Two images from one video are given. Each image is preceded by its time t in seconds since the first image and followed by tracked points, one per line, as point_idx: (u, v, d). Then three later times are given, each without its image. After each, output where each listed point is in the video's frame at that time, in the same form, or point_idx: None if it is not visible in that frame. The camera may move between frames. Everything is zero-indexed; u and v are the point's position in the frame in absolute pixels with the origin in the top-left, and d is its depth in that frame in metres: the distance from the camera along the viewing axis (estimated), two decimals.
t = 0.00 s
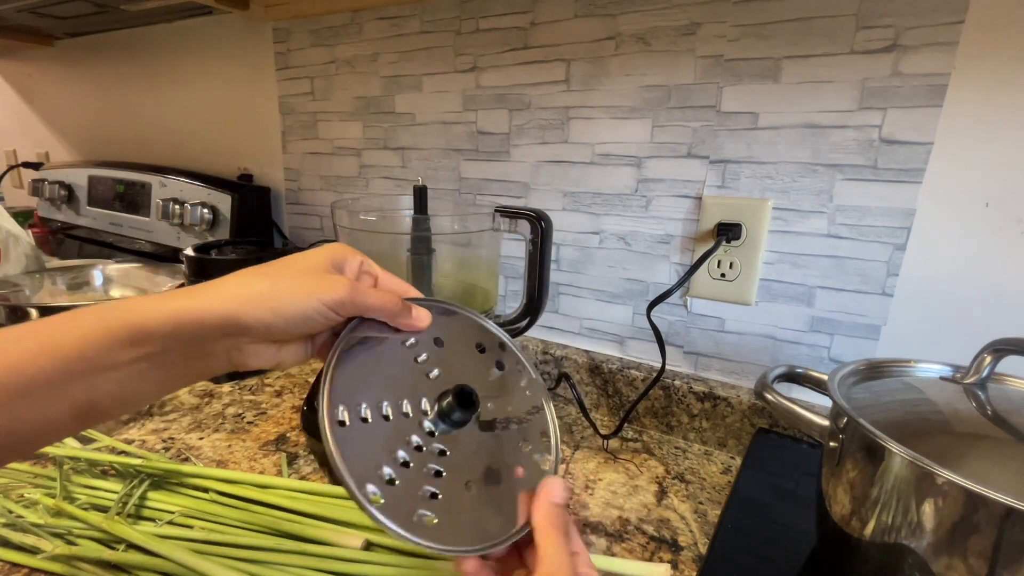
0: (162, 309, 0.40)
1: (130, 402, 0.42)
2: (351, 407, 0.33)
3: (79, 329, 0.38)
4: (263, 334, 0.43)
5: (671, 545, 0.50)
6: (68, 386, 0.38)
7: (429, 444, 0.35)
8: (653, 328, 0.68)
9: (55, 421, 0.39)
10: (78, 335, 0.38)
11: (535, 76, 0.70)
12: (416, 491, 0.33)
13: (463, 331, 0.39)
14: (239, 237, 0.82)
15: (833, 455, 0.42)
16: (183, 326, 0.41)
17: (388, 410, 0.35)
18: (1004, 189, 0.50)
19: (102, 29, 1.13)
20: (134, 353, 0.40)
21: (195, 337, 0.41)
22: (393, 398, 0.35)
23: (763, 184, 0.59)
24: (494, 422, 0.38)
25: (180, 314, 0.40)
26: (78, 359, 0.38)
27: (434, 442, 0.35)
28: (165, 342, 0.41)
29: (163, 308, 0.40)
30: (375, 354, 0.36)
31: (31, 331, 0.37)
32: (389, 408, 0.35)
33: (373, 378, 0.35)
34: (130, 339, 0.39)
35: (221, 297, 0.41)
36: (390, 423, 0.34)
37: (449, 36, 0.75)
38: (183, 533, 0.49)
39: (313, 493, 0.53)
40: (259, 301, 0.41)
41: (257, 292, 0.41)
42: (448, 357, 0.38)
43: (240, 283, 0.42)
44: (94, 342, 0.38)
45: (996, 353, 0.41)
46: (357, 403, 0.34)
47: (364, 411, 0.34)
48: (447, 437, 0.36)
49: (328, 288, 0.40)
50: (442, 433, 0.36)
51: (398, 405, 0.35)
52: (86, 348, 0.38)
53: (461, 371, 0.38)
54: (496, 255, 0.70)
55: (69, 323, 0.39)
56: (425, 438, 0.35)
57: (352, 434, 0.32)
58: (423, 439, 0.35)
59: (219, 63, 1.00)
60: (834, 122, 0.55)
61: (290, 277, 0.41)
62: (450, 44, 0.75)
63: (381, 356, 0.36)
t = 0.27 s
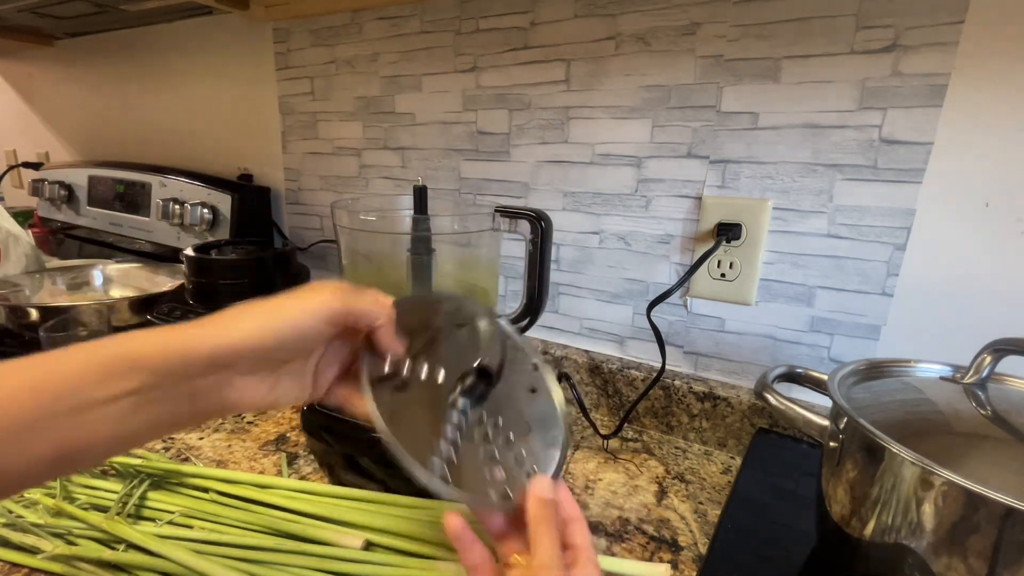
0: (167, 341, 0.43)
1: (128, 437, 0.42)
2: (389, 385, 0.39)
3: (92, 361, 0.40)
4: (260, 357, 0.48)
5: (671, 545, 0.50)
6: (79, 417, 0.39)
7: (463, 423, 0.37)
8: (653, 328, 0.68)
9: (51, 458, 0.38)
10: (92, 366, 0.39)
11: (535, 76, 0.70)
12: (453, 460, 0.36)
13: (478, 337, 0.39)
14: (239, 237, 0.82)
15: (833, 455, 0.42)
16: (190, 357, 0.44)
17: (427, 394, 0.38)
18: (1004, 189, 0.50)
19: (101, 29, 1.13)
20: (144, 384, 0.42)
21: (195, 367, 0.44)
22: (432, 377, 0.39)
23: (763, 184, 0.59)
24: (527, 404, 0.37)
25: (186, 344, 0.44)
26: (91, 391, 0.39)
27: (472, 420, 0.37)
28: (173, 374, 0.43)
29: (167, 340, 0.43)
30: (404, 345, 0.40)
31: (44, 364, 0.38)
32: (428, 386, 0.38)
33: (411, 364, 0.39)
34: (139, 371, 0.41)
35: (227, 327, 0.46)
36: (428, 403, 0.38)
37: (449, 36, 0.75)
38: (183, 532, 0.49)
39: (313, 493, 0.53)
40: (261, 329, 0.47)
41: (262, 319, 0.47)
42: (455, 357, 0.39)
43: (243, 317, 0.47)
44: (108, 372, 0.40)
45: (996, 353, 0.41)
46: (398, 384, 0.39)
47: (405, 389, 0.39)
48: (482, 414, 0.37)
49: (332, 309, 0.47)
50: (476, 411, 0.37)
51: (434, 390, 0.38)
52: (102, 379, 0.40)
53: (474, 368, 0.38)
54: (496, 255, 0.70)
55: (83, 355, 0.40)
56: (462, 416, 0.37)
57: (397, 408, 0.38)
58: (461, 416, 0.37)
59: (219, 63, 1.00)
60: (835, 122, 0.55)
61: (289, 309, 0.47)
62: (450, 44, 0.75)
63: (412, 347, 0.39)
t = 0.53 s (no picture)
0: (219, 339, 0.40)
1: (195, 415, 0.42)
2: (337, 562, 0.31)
3: (136, 354, 0.38)
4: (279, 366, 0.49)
5: (671, 545, 0.50)
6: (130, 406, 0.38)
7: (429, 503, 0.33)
8: (653, 328, 0.68)
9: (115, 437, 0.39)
10: (136, 362, 0.38)
11: (535, 76, 0.70)
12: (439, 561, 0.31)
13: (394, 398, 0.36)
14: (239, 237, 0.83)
15: (833, 455, 0.42)
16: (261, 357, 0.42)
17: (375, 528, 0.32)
18: (1004, 190, 0.50)
19: (101, 28, 1.13)
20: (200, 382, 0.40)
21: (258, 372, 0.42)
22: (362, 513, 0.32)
23: (763, 184, 0.59)
24: (463, 450, 0.35)
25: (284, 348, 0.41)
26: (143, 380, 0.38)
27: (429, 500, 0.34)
28: (224, 375, 0.41)
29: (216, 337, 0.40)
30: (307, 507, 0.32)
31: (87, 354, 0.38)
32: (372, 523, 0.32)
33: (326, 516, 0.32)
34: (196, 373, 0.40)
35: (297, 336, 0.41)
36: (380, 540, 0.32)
37: (449, 36, 0.75)
38: (184, 532, 0.49)
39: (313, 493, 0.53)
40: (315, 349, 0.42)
41: (301, 335, 0.41)
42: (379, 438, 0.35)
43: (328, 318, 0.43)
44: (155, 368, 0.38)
45: (996, 353, 0.41)
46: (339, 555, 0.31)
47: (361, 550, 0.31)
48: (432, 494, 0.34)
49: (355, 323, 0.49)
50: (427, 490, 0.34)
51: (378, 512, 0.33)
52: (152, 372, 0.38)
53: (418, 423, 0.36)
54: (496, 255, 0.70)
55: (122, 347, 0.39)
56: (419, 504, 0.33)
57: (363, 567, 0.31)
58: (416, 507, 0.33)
59: (219, 63, 1.00)
60: (835, 122, 0.55)
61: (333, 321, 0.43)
62: (450, 44, 0.75)
63: (323, 486, 0.32)
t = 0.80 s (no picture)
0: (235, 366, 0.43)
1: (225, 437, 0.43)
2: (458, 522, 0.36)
3: (169, 381, 0.40)
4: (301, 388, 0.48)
5: (671, 545, 0.50)
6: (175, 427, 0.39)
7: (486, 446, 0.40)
8: (653, 328, 0.68)
9: (143, 466, 0.38)
10: (171, 393, 0.39)
11: (535, 76, 0.70)
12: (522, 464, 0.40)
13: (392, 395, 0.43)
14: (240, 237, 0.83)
15: (833, 455, 0.42)
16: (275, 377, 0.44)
17: (467, 486, 0.38)
18: (1004, 190, 0.50)
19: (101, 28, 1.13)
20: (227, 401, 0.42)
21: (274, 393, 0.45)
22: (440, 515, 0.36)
23: (763, 184, 0.59)
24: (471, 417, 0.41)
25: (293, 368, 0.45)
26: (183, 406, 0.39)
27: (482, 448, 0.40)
28: (246, 397, 0.43)
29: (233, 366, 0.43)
30: (404, 506, 0.36)
31: (124, 387, 0.38)
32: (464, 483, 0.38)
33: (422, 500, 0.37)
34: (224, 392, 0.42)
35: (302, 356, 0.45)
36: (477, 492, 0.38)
37: (449, 36, 0.75)
38: (183, 532, 0.49)
39: (313, 493, 0.53)
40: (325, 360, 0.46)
41: (309, 351, 0.46)
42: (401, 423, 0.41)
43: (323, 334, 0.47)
44: (187, 390, 0.40)
45: (996, 353, 0.41)
46: (453, 518, 0.36)
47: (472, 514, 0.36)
48: (480, 439, 0.41)
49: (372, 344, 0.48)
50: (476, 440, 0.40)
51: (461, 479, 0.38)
52: (188, 398, 0.40)
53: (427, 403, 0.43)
54: (496, 255, 0.70)
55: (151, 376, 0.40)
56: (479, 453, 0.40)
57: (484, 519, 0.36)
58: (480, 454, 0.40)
59: (219, 63, 1.00)
60: (835, 122, 0.55)
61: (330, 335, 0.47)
62: (450, 44, 0.75)
63: (399, 483, 0.38)
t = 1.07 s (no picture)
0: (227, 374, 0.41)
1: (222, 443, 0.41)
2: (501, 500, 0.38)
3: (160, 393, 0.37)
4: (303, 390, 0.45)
5: (671, 545, 0.50)
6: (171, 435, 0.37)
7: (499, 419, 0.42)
8: (653, 328, 0.68)
9: (141, 478, 0.36)
10: (171, 404, 0.37)
11: (535, 76, 0.70)
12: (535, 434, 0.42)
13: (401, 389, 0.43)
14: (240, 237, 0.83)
15: (833, 455, 0.42)
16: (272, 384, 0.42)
17: (501, 464, 0.40)
18: (1005, 190, 0.50)
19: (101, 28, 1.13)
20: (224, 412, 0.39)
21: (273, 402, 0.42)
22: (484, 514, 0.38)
23: (763, 184, 0.59)
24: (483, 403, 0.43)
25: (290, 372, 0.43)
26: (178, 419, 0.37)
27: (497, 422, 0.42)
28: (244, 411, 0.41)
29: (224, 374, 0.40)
30: (445, 497, 0.39)
31: (120, 401, 0.36)
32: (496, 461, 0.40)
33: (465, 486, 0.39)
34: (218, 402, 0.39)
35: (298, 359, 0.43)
36: (508, 466, 0.40)
37: (450, 36, 0.75)
38: (184, 533, 0.49)
39: (313, 493, 0.53)
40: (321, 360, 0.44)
41: (303, 354, 0.43)
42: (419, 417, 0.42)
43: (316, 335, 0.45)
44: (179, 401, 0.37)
45: (996, 353, 0.41)
46: (496, 498, 0.39)
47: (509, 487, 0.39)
48: (496, 418, 0.42)
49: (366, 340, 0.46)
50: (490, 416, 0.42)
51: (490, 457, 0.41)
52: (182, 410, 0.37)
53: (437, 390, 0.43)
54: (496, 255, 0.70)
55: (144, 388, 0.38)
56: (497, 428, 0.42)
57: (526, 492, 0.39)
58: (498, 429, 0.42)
59: (219, 63, 1.00)
60: (835, 122, 0.55)
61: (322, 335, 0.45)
62: (450, 44, 0.75)
63: (436, 479, 0.40)
